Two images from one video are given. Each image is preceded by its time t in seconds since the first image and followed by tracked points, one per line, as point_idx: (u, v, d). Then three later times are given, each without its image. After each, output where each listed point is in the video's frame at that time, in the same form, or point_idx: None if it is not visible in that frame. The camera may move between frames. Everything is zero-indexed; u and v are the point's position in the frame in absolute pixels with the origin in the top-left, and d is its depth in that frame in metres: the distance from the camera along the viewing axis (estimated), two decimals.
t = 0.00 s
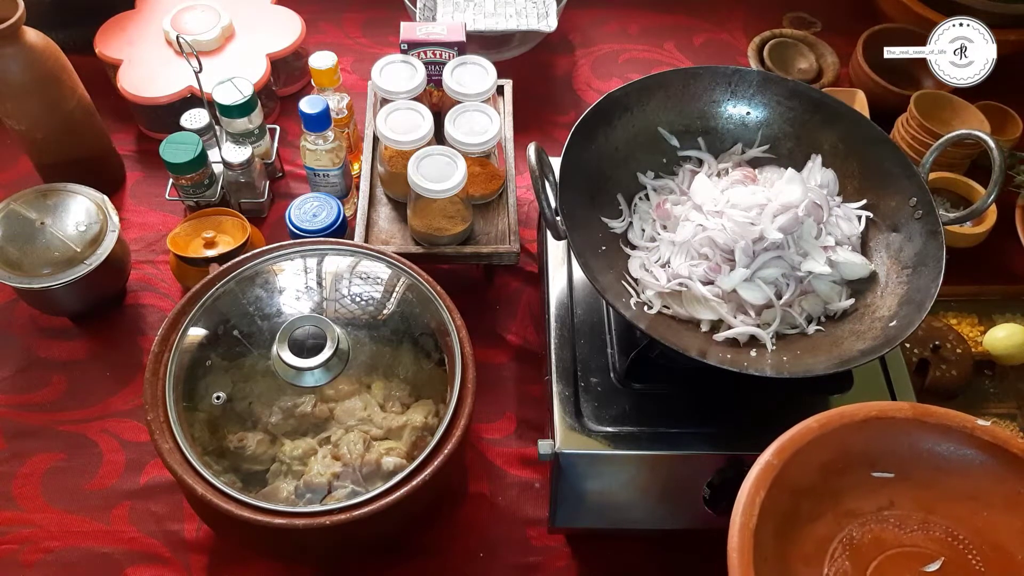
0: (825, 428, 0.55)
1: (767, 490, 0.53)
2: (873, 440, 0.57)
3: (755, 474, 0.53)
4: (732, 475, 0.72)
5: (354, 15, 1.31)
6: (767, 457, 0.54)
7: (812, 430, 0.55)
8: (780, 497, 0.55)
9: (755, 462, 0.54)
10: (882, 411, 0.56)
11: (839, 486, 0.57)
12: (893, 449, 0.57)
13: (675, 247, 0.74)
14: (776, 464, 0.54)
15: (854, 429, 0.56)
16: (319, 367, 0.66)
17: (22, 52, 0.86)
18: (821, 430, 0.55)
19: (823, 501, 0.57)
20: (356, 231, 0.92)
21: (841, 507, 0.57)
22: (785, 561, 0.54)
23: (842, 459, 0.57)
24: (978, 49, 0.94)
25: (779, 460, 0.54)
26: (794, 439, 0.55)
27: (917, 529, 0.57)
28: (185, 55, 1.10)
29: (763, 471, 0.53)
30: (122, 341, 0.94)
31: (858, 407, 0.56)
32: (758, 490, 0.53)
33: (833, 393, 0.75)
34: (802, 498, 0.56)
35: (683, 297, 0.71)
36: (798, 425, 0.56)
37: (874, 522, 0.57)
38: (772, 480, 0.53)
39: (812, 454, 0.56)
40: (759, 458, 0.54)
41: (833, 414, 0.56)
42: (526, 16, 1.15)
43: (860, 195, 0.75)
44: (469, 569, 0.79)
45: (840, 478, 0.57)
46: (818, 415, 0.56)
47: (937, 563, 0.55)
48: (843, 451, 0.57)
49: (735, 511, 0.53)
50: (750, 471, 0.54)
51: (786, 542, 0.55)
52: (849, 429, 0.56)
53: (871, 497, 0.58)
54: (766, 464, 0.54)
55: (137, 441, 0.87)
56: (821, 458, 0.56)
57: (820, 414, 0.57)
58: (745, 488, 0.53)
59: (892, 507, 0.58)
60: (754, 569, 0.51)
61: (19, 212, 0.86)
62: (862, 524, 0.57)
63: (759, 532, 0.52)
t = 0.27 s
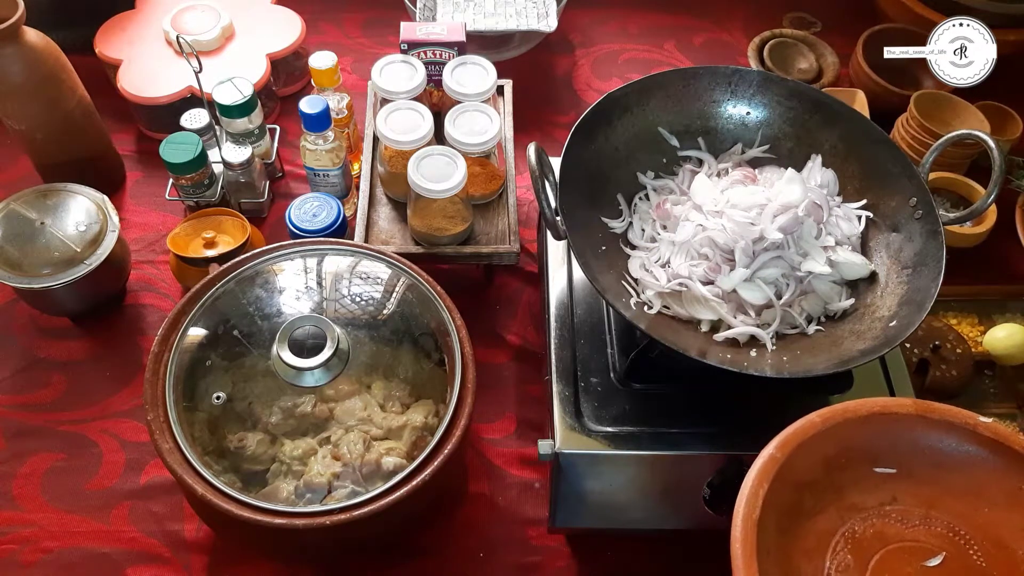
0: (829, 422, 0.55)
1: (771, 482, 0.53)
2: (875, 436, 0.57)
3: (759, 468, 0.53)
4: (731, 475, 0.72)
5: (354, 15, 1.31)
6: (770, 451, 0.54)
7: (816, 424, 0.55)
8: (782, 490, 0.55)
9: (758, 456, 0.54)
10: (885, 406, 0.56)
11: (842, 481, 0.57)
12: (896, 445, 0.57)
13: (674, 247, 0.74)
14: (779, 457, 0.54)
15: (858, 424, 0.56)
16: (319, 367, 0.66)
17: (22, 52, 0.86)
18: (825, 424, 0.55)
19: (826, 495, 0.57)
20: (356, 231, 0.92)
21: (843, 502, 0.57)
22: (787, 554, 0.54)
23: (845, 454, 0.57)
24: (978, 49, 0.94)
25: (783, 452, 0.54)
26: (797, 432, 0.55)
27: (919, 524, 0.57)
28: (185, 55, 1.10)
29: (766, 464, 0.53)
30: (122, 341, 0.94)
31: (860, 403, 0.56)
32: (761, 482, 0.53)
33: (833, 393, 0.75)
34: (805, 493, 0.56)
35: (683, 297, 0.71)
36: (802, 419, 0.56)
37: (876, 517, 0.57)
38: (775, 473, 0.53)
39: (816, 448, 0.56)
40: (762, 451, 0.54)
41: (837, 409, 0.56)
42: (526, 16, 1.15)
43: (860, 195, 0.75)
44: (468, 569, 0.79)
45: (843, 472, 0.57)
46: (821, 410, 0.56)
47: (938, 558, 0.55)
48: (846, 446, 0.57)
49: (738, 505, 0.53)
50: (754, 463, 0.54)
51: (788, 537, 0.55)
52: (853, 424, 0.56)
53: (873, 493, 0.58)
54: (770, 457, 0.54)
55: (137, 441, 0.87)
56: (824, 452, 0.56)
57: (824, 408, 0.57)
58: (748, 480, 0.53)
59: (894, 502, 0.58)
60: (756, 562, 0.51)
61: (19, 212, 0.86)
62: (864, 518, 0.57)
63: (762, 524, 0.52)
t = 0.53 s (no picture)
0: (830, 415, 0.56)
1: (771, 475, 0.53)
2: (876, 429, 0.57)
3: (760, 459, 0.54)
4: (731, 475, 0.73)
5: (354, 15, 1.31)
6: (771, 443, 0.54)
7: (817, 416, 0.56)
8: (783, 481, 0.55)
9: (760, 447, 0.54)
10: (886, 400, 0.56)
11: (843, 474, 0.57)
12: (897, 438, 0.57)
13: (675, 247, 0.74)
14: (780, 448, 0.54)
15: (859, 417, 0.57)
16: (319, 367, 0.66)
17: (22, 52, 0.86)
18: (826, 416, 0.56)
19: (826, 488, 0.57)
20: (356, 231, 0.92)
21: (844, 495, 0.57)
22: (787, 546, 0.54)
23: (846, 447, 0.57)
24: (978, 49, 0.94)
25: (783, 444, 0.54)
26: (797, 424, 0.55)
27: (919, 517, 0.57)
28: (185, 55, 1.10)
29: (767, 455, 0.54)
30: (122, 341, 0.94)
31: (862, 396, 0.57)
32: (761, 473, 0.53)
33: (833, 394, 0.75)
34: (805, 485, 0.56)
35: (683, 297, 0.71)
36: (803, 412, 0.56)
37: (876, 510, 0.57)
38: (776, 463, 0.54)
39: (816, 440, 0.56)
40: (763, 443, 0.54)
41: (838, 402, 0.56)
42: (526, 16, 1.15)
43: (860, 195, 0.75)
44: (468, 569, 0.79)
45: (844, 465, 0.58)
46: (823, 403, 0.57)
47: (938, 551, 0.55)
48: (847, 440, 0.57)
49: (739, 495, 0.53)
50: (755, 455, 0.54)
51: (788, 529, 0.55)
52: (854, 417, 0.56)
53: (874, 486, 0.58)
54: (770, 448, 0.54)
55: (137, 441, 0.87)
56: (825, 444, 0.57)
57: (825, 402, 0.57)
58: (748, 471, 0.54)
59: (894, 496, 0.58)
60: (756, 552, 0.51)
61: (19, 212, 0.86)
62: (864, 511, 0.57)
63: (762, 514, 0.53)
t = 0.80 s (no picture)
0: (812, 418, 0.55)
1: (755, 482, 0.52)
2: (860, 430, 0.57)
3: (744, 467, 0.53)
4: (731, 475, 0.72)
5: (354, 15, 1.31)
6: (754, 449, 0.53)
7: (800, 421, 0.55)
8: (768, 487, 0.55)
9: (743, 454, 0.53)
10: (870, 400, 0.56)
11: (827, 477, 0.57)
12: (881, 439, 0.57)
13: (674, 247, 0.74)
14: (763, 455, 0.53)
15: (843, 419, 0.56)
16: (319, 367, 0.66)
17: (22, 52, 0.86)
18: (808, 420, 0.55)
19: (811, 491, 0.57)
20: (356, 231, 0.92)
21: (829, 498, 0.57)
22: (773, 553, 0.54)
23: (830, 449, 0.57)
24: (978, 49, 0.94)
25: (766, 451, 0.53)
26: (780, 430, 0.54)
27: (904, 519, 0.57)
28: (185, 55, 1.10)
29: (750, 463, 0.53)
30: (122, 341, 0.94)
31: (847, 397, 0.56)
32: (745, 482, 0.52)
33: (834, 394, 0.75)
34: (790, 490, 0.56)
35: (683, 297, 0.71)
36: (785, 416, 0.56)
37: (861, 513, 0.57)
38: (759, 471, 0.53)
39: (801, 445, 0.56)
40: (745, 450, 0.54)
41: (821, 405, 0.56)
42: (526, 16, 1.15)
43: (860, 195, 0.75)
44: (468, 569, 0.79)
45: (828, 467, 0.57)
46: (805, 405, 0.56)
47: (924, 554, 0.55)
48: (831, 442, 0.57)
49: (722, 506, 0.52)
50: (738, 463, 0.53)
51: (774, 536, 0.55)
52: (838, 419, 0.56)
53: (859, 488, 0.58)
54: (753, 456, 0.53)
55: (137, 441, 0.87)
56: (809, 447, 0.56)
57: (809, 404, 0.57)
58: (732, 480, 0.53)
59: (879, 497, 0.58)
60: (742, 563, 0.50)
61: (19, 212, 0.86)
62: (849, 515, 0.57)
63: (748, 523, 0.52)
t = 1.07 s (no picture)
0: (802, 427, 0.55)
1: (744, 497, 0.53)
2: (851, 435, 0.57)
3: (733, 481, 0.53)
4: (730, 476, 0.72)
5: (354, 15, 1.31)
6: (743, 461, 0.53)
7: (790, 430, 0.55)
8: (758, 498, 0.55)
9: (732, 466, 0.53)
10: (861, 404, 0.56)
11: (819, 484, 0.57)
12: (872, 444, 0.57)
13: (674, 247, 0.74)
14: (752, 467, 0.53)
15: (834, 425, 0.56)
16: (319, 367, 0.66)
17: (22, 52, 0.86)
18: (799, 429, 0.55)
19: (803, 499, 0.57)
20: (356, 231, 0.92)
21: (821, 506, 0.57)
22: (764, 564, 0.54)
23: (821, 456, 0.57)
24: (978, 49, 0.94)
25: (756, 463, 0.53)
26: (771, 440, 0.54)
27: (897, 525, 0.57)
28: (185, 55, 1.10)
29: (740, 475, 0.53)
30: (122, 341, 0.94)
31: (838, 403, 0.56)
32: (734, 493, 0.52)
33: (834, 394, 0.75)
34: (781, 498, 0.56)
35: (683, 297, 0.71)
36: (776, 425, 0.55)
37: (853, 521, 0.57)
38: (749, 483, 0.53)
39: (791, 453, 0.55)
40: (735, 462, 0.54)
41: (811, 412, 0.56)
42: (526, 16, 1.15)
43: (860, 195, 0.75)
44: (468, 568, 0.79)
45: (820, 473, 0.57)
46: (795, 412, 0.56)
47: (918, 561, 0.55)
48: (822, 448, 0.57)
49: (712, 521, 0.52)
50: (727, 475, 0.53)
51: (765, 545, 0.55)
52: (829, 425, 0.56)
53: (852, 495, 0.58)
54: (742, 468, 0.53)
55: (137, 441, 0.87)
56: (800, 455, 0.56)
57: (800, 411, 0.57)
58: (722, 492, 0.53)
59: (872, 504, 0.57)
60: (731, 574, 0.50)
61: (19, 212, 0.86)
62: (841, 523, 0.57)
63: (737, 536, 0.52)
